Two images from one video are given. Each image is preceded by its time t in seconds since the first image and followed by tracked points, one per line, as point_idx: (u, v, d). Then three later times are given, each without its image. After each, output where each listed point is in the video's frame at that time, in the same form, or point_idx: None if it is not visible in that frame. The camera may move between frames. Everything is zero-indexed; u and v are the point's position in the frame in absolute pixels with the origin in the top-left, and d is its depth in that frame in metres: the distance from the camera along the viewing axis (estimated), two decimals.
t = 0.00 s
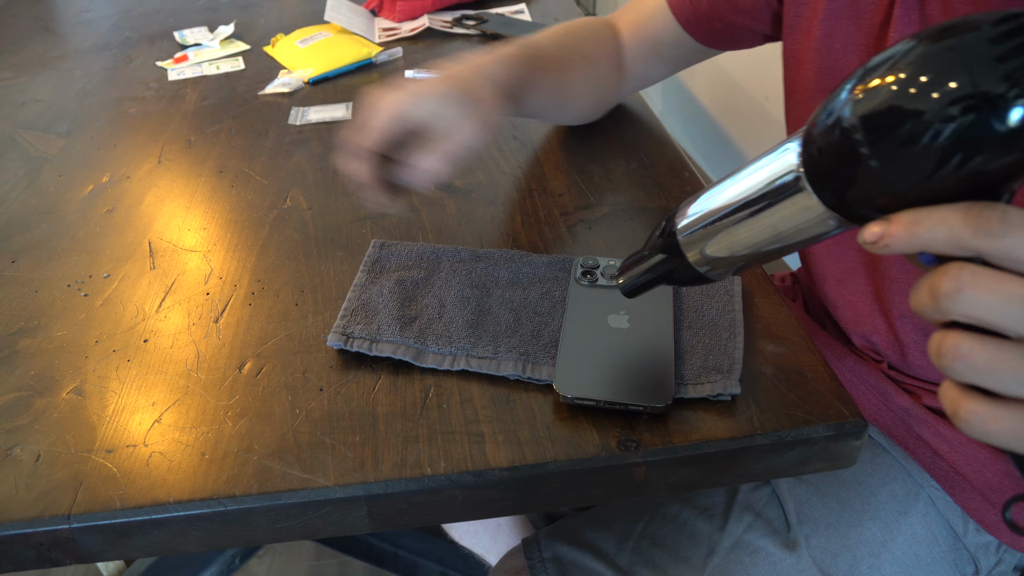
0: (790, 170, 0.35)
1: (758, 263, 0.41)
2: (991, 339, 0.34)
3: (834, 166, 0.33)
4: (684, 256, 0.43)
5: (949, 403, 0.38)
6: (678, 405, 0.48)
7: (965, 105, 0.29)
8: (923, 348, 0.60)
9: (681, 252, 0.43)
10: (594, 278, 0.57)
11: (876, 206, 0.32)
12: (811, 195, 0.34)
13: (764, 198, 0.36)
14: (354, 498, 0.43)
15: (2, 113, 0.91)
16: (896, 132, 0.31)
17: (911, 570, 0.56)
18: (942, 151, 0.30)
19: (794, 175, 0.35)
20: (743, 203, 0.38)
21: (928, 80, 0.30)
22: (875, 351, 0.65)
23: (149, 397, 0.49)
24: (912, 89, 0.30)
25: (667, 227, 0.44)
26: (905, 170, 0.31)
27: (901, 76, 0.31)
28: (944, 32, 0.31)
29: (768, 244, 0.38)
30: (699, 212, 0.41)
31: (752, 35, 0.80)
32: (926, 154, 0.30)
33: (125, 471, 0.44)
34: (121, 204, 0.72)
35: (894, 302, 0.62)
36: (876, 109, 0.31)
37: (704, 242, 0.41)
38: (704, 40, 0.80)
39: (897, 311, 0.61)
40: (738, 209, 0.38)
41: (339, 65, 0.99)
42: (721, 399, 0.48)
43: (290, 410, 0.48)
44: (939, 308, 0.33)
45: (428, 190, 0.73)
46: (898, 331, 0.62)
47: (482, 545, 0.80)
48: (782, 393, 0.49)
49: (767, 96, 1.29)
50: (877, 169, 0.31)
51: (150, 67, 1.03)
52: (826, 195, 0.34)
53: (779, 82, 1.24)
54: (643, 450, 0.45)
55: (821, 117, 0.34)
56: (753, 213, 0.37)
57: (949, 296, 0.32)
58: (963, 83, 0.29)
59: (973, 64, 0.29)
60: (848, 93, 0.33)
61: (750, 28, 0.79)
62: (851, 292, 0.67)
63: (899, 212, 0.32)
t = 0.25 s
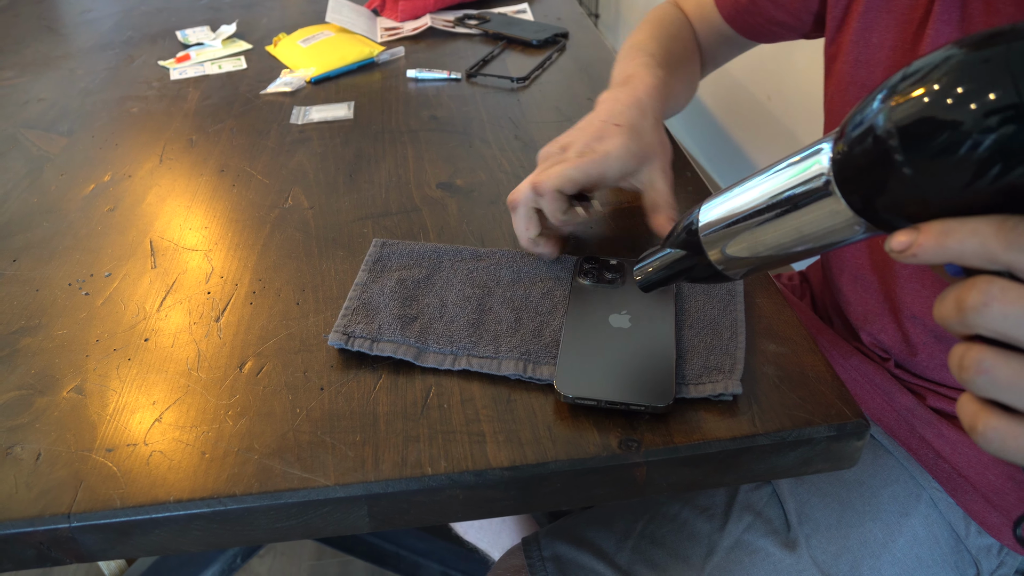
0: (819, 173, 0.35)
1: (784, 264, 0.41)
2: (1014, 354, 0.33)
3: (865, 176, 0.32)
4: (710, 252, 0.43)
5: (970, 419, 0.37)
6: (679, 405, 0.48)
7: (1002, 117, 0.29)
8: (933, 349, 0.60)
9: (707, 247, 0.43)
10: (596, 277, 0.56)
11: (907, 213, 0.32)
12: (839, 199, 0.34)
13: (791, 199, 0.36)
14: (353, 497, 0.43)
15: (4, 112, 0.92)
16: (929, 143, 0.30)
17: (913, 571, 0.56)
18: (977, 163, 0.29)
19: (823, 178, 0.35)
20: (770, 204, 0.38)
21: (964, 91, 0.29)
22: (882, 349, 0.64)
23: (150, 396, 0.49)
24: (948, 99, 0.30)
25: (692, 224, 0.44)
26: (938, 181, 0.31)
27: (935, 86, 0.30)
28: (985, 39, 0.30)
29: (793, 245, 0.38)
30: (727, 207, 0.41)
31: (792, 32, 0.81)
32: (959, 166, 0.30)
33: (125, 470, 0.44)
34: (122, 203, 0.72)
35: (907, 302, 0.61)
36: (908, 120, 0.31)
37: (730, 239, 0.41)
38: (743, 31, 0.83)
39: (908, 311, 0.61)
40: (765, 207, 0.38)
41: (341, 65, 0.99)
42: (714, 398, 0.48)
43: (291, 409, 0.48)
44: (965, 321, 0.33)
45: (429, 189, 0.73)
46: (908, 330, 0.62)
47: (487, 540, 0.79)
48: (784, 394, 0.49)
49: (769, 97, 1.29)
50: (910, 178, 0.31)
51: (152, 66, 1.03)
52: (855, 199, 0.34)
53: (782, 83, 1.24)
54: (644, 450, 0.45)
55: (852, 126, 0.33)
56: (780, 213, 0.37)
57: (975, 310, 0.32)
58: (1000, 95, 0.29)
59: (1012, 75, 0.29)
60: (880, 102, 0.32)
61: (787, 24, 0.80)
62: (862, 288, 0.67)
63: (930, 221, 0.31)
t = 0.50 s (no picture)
0: (826, 171, 0.34)
1: (787, 264, 0.40)
2: None
3: (872, 175, 0.32)
4: (715, 249, 0.42)
5: (977, 417, 0.37)
6: (679, 405, 0.48)
7: (1011, 114, 0.29)
8: (933, 348, 0.60)
9: (713, 245, 0.42)
10: (591, 279, 0.57)
11: (915, 213, 0.32)
12: (846, 196, 0.34)
13: (796, 198, 0.36)
14: (352, 498, 0.43)
15: (4, 112, 0.91)
16: (937, 143, 0.30)
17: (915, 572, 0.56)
18: (985, 162, 0.29)
19: (830, 176, 0.34)
20: (775, 201, 0.37)
21: (972, 88, 0.29)
22: (883, 348, 0.64)
23: (148, 396, 0.49)
24: (955, 97, 0.29)
25: (697, 222, 0.44)
26: (946, 180, 0.30)
27: (941, 85, 0.30)
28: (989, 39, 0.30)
29: (797, 244, 0.38)
30: (733, 205, 0.40)
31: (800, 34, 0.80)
32: (967, 165, 0.30)
33: (123, 469, 0.44)
34: (121, 203, 0.72)
35: (909, 302, 0.61)
36: (915, 119, 0.30)
37: (735, 237, 0.41)
38: (748, 33, 0.83)
39: (911, 311, 0.61)
40: (770, 204, 0.38)
41: (341, 64, 0.99)
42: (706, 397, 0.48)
43: (289, 409, 0.48)
44: (974, 319, 0.33)
45: (429, 188, 0.73)
46: (909, 331, 0.61)
47: (486, 543, 0.79)
48: (783, 394, 0.49)
49: (770, 97, 1.29)
50: (919, 176, 0.31)
51: (152, 66, 1.03)
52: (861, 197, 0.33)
53: (782, 82, 1.24)
54: (643, 450, 0.45)
55: (858, 125, 0.33)
56: (785, 210, 0.37)
57: (984, 308, 0.32)
58: (1008, 93, 0.29)
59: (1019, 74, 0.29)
60: (886, 101, 0.32)
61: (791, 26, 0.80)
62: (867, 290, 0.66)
63: (938, 220, 0.31)
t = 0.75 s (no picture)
0: (828, 159, 0.34)
1: (788, 255, 0.40)
2: None
3: (873, 164, 0.32)
4: (717, 241, 0.42)
5: (984, 409, 0.37)
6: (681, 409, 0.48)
7: (1013, 103, 0.28)
8: (931, 347, 0.60)
9: (714, 237, 0.42)
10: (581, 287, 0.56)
11: (916, 203, 0.32)
12: (850, 186, 0.34)
13: (797, 188, 0.36)
14: (350, 498, 0.43)
15: (5, 112, 0.92)
16: (939, 131, 0.30)
17: (913, 572, 0.56)
18: (987, 150, 0.29)
19: (832, 164, 0.34)
20: (776, 192, 0.37)
21: (974, 77, 0.29)
22: (881, 348, 0.64)
23: (148, 396, 0.49)
24: (957, 85, 0.29)
25: (699, 214, 0.43)
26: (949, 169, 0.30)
27: (943, 73, 0.30)
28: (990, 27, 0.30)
29: (799, 235, 0.37)
30: (733, 197, 0.40)
31: (780, 32, 0.82)
32: (969, 154, 0.30)
33: (122, 470, 0.44)
34: (121, 203, 0.72)
35: (905, 302, 0.61)
36: (917, 107, 0.30)
37: (736, 229, 0.40)
38: (730, 32, 0.84)
39: (908, 311, 0.61)
40: (771, 196, 0.37)
41: (341, 64, 0.99)
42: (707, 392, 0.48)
43: (288, 409, 0.48)
44: (979, 308, 0.33)
45: (428, 188, 0.73)
46: (907, 330, 0.61)
47: (484, 542, 0.79)
48: (782, 395, 0.49)
49: (770, 96, 1.29)
50: (921, 165, 0.31)
51: (152, 66, 1.03)
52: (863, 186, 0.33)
53: (784, 83, 1.24)
54: (641, 450, 0.45)
55: (859, 115, 0.33)
56: (788, 201, 0.37)
57: (990, 296, 0.32)
58: (1010, 81, 0.29)
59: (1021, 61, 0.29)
60: (887, 90, 0.32)
61: (778, 27, 0.80)
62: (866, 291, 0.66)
63: (942, 210, 0.31)
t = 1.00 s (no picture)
0: (821, 154, 0.35)
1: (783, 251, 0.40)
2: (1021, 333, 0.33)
3: (867, 154, 0.32)
4: (711, 238, 0.42)
5: (975, 399, 0.37)
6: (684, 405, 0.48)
7: (1006, 91, 0.28)
8: (931, 348, 0.59)
9: (707, 234, 0.42)
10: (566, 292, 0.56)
11: (910, 194, 0.32)
12: (841, 178, 0.34)
13: (792, 183, 0.36)
14: (348, 497, 0.43)
15: (5, 112, 0.92)
16: (932, 121, 0.30)
17: (913, 571, 0.56)
18: (979, 140, 0.29)
19: (825, 158, 0.34)
20: (770, 187, 0.37)
21: (968, 65, 0.29)
22: (881, 349, 0.64)
23: (146, 395, 0.49)
24: (951, 74, 0.29)
25: (693, 211, 0.43)
26: (941, 160, 0.30)
27: (937, 63, 0.30)
28: (981, 16, 0.30)
29: (794, 230, 0.38)
30: (728, 193, 0.40)
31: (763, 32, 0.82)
32: (962, 143, 0.30)
33: (121, 469, 0.44)
34: (120, 203, 0.72)
35: (905, 303, 0.61)
36: (910, 98, 0.30)
37: (731, 225, 0.40)
38: (716, 34, 0.84)
39: (908, 312, 0.60)
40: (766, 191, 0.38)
41: (340, 64, 0.99)
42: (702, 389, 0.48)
43: (286, 408, 0.48)
44: (970, 299, 0.33)
45: (428, 188, 0.73)
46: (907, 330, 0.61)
47: (484, 542, 0.79)
48: (782, 393, 0.49)
49: (771, 96, 1.29)
50: (914, 155, 0.31)
51: (152, 66, 1.03)
52: (857, 178, 0.33)
53: (784, 83, 1.24)
54: (641, 449, 0.45)
55: (854, 105, 0.33)
56: (781, 196, 0.37)
57: (981, 287, 0.32)
58: (1003, 70, 0.28)
59: (1015, 50, 0.28)
60: (882, 80, 0.32)
61: (764, 26, 0.80)
62: (866, 291, 0.66)
63: (935, 202, 0.31)
